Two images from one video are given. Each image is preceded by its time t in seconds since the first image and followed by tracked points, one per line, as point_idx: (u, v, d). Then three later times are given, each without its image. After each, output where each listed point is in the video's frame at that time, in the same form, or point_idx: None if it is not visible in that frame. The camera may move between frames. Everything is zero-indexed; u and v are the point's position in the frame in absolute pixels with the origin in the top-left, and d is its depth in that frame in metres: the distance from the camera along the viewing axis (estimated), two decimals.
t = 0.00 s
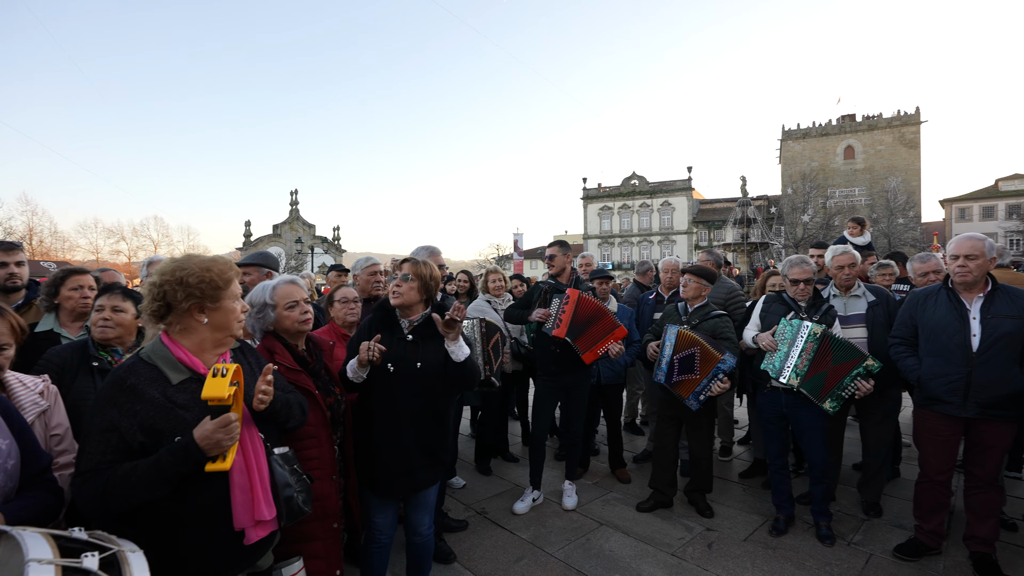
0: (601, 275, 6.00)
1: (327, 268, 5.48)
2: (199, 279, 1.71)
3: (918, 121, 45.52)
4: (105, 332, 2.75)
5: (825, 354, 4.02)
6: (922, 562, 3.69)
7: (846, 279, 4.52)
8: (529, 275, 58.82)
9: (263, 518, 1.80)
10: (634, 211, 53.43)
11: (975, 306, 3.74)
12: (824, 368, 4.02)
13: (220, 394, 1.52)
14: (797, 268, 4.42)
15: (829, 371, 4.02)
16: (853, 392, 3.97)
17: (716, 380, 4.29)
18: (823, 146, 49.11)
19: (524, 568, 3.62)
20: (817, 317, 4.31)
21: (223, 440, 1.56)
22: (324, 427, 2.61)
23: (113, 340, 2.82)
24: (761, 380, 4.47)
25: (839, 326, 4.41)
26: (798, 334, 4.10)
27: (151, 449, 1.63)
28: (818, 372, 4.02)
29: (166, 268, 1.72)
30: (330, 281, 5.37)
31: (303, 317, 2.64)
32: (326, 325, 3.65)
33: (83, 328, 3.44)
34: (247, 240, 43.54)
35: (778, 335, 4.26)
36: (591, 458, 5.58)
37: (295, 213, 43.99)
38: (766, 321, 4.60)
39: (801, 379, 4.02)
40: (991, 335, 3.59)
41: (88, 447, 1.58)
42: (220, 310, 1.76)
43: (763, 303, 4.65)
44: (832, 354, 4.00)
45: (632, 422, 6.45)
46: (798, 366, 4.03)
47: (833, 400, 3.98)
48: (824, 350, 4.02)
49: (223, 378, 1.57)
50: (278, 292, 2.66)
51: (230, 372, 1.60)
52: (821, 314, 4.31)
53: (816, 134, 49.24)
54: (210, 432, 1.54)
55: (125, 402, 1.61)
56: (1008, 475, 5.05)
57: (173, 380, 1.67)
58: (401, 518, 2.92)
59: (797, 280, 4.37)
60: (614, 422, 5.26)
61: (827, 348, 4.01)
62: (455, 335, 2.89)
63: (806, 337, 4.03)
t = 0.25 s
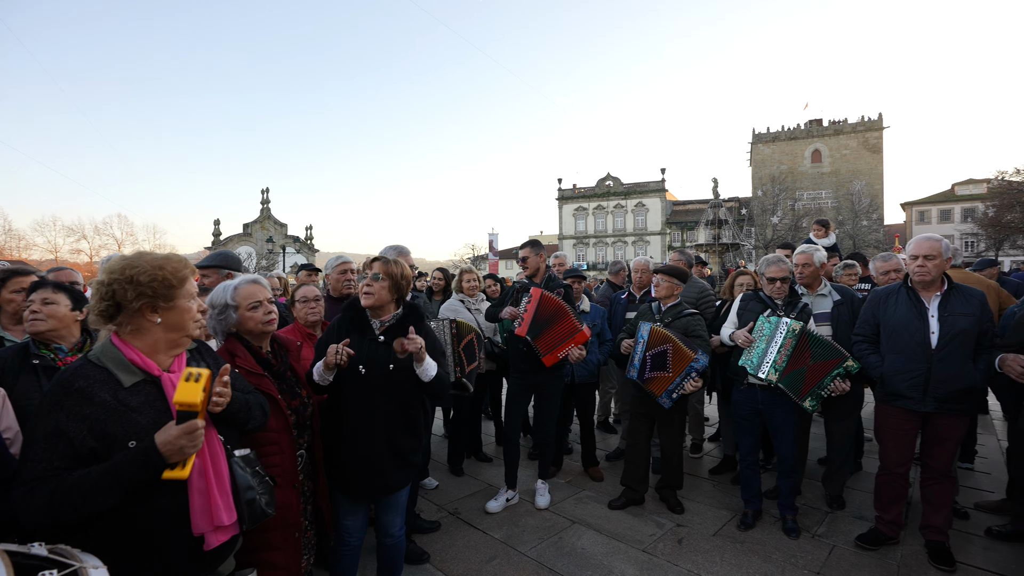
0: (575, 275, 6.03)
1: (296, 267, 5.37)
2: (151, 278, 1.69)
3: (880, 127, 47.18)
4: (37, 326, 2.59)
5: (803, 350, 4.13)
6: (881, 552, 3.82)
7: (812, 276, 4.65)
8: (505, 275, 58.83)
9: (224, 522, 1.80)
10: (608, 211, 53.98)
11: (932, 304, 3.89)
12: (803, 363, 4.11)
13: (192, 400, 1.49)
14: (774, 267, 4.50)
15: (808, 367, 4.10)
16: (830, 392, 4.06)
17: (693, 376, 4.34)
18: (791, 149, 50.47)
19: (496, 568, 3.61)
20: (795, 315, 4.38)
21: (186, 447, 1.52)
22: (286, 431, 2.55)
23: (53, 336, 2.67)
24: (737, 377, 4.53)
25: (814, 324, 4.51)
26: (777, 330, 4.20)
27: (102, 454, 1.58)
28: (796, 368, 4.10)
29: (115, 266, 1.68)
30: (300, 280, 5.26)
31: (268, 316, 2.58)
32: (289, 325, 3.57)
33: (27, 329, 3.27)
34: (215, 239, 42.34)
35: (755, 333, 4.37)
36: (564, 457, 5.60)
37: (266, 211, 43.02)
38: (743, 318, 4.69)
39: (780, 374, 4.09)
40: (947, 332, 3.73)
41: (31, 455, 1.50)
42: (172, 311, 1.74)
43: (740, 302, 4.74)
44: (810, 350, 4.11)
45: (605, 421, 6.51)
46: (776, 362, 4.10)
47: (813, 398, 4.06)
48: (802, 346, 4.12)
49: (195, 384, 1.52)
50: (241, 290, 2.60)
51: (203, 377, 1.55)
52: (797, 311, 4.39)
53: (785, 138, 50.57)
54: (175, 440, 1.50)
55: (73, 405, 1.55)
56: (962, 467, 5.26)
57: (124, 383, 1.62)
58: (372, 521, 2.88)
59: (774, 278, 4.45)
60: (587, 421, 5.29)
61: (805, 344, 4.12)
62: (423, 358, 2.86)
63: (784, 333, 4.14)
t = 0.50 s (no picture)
0: (552, 274, 6.06)
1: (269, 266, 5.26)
2: (99, 276, 1.65)
3: (848, 131, 48.60)
4: None
5: (774, 347, 4.15)
6: (846, 543, 3.93)
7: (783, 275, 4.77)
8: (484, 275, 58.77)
9: (188, 525, 1.75)
10: (587, 212, 54.36)
11: (894, 302, 4.02)
12: (776, 361, 4.14)
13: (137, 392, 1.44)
14: (750, 266, 4.57)
15: (782, 364, 4.13)
16: (802, 390, 4.15)
17: (670, 376, 4.38)
18: (765, 152, 51.55)
19: (472, 568, 3.60)
20: (771, 313, 4.45)
21: (140, 442, 1.50)
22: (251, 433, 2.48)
23: None
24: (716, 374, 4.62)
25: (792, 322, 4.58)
26: (747, 326, 4.26)
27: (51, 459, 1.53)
28: (769, 366, 4.14)
29: (62, 265, 1.64)
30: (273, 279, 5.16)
31: (231, 316, 2.55)
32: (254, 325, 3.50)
33: None
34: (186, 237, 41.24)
35: (733, 330, 4.41)
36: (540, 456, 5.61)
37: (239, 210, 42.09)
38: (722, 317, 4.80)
39: (748, 370, 4.15)
40: (908, 329, 3.86)
41: None
42: (123, 311, 1.71)
43: (719, 301, 4.85)
44: (782, 347, 4.13)
45: (582, 419, 6.55)
46: (743, 357, 4.17)
47: (787, 397, 4.12)
48: (775, 343, 4.15)
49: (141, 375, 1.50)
50: (205, 289, 2.54)
51: (149, 370, 1.53)
52: (772, 309, 4.46)
53: (758, 141, 51.68)
54: (126, 434, 1.48)
55: (20, 410, 1.50)
56: (923, 459, 5.46)
57: (74, 386, 1.58)
58: (344, 522, 2.84)
59: (751, 277, 4.52)
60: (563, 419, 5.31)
61: (775, 340, 4.15)
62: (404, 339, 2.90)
63: (751, 329, 4.19)
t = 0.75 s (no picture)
0: (527, 273, 6.08)
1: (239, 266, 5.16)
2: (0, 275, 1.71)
3: (817, 135, 50.04)
4: None
5: (733, 342, 4.30)
6: (813, 535, 4.05)
7: (755, 275, 4.86)
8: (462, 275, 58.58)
9: (140, 534, 1.75)
10: (565, 213, 54.66)
11: (856, 301, 4.15)
12: (736, 355, 4.28)
13: (79, 395, 1.54)
14: (721, 266, 4.65)
15: (742, 358, 4.26)
16: (777, 365, 4.18)
17: (637, 364, 4.43)
18: (738, 155, 52.65)
19: (447, 569, 3.59)
20: (740, 312, 4.52)
21: (77, 455, 1.55)
22: (214, 436, 2.45)
23: None
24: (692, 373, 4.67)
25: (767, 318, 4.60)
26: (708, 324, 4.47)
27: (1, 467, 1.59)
28: (730, 360, 4.28)
29: None
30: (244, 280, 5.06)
31: (193, 317, 2.49)
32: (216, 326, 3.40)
33: None
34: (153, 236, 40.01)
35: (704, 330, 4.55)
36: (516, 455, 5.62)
37: (210, 209, 41.06)
38: (698, 317, 4.90)
39: (711, 365, 4.32)
40: (869, 327, 4.00)
41: None
42: (30, 315, 1.72)
43: (694, 301, 4.95)
44: (741, 341, 4.27)
45: (558, 419, 6.58)
46: (707, 353, 4.35)
47: (767, 381, 4.15)
48: (735, 338, 4.29)
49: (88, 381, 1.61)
50: (164, 289, 2.46)
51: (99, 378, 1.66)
52: (742, 307, 4.53)
53: (731, 144, 52.79)
54: (65, 447, 1.54)
55: None
56: (885, 453, 5.65)
57: (16, 391, 1.64)
58: (315, 527, 2.81)
59: (720, 276, 4.59)
60: (538, 418, 5.33)
61: (732, 336, 4.30)
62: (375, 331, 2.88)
63: (712, 325, 4.40)
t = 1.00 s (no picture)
0: (502, 273, 6.10)
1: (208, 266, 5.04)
2: None
3: (786, 140, 51.44)
4: None
5: (694, 340, 4.47)
6: (780, 528, 4.17)
7: (727, 275, 4.97)
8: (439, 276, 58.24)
9: (82, 548, 1.77)
10: (542, 213, 54.89)
11: (820, 300, 4.29)
12: (696, 351, 4.43)
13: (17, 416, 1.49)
14: (687, 266, 4.76)
15: (702, 354, 4.40)
16: (737, 353, 4.26)
17: (601, 352, 4.47)
18: (711, 158, 53.72)
19: (421, 570, 3.57)
20: (705, 310, 4.64)
21: (15, 468, 1.55)
22: (184, 433, 2.46)
23: None
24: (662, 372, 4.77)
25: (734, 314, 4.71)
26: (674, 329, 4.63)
27: None
28: (692, 357, 4.43)
29: None
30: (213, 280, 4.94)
31: (155, 313, 2.45)
32: (186, 326, 3.31)
33: None
34: (119, 235, 38.71)
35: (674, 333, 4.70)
36: (492, 455, 5.62)
37: (178, 207, 39.90)
38: (669, 318, 4.98)
39: (678, 366, 4.50)
40: (832, 325, 4.14)
41: None
42: None
43: (664, 303, 5.05)
44: (700, 338, 4.42)
45: (533, 419, 6.61)
46: (674, 355, 4.53)
47: (730, 372, 4.24)
48: (696, 335, 4.46)
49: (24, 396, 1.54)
50: (125, 285, 2.40)
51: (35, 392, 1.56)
52: (708, 306, 4.64)
53: (704, 147, 53.84)
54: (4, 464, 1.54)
55: None
56: (848, 447, 5.85)
57: None
58: (285, 531, 2.76)
59: (687, 276, 4.70)
60: (514, 418, 5.35)
61: (694, 334, 4.47)
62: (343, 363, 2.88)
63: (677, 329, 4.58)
